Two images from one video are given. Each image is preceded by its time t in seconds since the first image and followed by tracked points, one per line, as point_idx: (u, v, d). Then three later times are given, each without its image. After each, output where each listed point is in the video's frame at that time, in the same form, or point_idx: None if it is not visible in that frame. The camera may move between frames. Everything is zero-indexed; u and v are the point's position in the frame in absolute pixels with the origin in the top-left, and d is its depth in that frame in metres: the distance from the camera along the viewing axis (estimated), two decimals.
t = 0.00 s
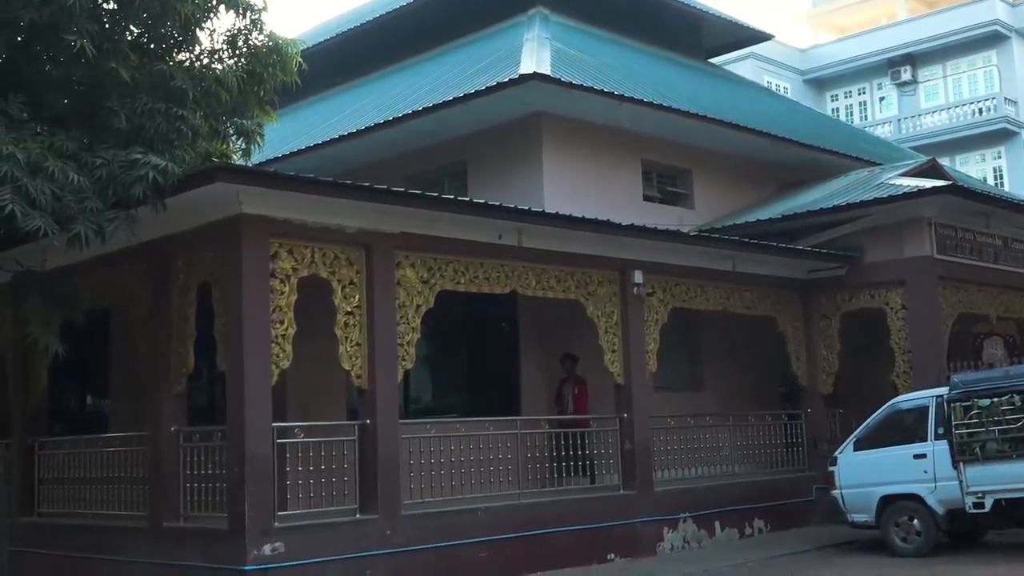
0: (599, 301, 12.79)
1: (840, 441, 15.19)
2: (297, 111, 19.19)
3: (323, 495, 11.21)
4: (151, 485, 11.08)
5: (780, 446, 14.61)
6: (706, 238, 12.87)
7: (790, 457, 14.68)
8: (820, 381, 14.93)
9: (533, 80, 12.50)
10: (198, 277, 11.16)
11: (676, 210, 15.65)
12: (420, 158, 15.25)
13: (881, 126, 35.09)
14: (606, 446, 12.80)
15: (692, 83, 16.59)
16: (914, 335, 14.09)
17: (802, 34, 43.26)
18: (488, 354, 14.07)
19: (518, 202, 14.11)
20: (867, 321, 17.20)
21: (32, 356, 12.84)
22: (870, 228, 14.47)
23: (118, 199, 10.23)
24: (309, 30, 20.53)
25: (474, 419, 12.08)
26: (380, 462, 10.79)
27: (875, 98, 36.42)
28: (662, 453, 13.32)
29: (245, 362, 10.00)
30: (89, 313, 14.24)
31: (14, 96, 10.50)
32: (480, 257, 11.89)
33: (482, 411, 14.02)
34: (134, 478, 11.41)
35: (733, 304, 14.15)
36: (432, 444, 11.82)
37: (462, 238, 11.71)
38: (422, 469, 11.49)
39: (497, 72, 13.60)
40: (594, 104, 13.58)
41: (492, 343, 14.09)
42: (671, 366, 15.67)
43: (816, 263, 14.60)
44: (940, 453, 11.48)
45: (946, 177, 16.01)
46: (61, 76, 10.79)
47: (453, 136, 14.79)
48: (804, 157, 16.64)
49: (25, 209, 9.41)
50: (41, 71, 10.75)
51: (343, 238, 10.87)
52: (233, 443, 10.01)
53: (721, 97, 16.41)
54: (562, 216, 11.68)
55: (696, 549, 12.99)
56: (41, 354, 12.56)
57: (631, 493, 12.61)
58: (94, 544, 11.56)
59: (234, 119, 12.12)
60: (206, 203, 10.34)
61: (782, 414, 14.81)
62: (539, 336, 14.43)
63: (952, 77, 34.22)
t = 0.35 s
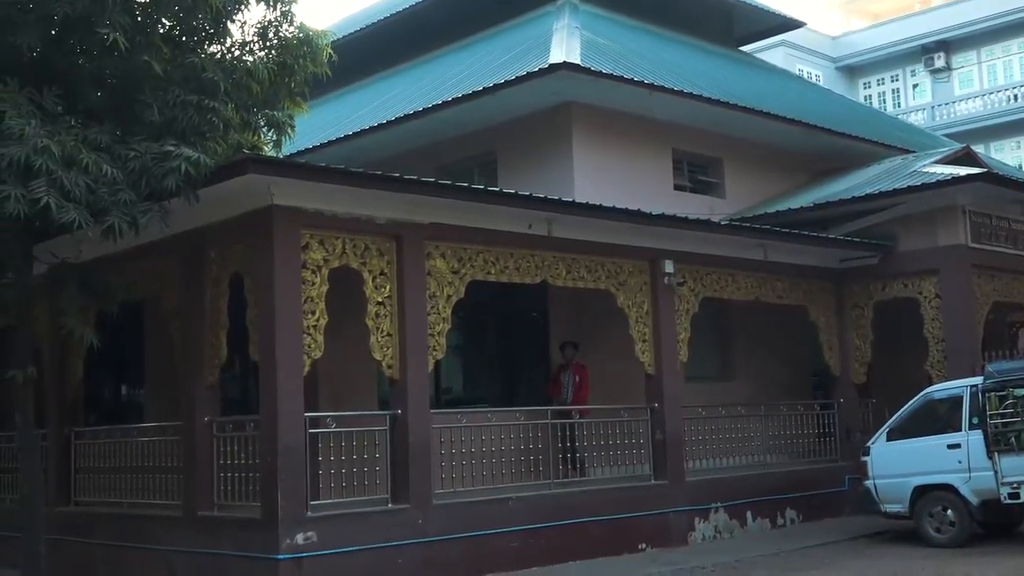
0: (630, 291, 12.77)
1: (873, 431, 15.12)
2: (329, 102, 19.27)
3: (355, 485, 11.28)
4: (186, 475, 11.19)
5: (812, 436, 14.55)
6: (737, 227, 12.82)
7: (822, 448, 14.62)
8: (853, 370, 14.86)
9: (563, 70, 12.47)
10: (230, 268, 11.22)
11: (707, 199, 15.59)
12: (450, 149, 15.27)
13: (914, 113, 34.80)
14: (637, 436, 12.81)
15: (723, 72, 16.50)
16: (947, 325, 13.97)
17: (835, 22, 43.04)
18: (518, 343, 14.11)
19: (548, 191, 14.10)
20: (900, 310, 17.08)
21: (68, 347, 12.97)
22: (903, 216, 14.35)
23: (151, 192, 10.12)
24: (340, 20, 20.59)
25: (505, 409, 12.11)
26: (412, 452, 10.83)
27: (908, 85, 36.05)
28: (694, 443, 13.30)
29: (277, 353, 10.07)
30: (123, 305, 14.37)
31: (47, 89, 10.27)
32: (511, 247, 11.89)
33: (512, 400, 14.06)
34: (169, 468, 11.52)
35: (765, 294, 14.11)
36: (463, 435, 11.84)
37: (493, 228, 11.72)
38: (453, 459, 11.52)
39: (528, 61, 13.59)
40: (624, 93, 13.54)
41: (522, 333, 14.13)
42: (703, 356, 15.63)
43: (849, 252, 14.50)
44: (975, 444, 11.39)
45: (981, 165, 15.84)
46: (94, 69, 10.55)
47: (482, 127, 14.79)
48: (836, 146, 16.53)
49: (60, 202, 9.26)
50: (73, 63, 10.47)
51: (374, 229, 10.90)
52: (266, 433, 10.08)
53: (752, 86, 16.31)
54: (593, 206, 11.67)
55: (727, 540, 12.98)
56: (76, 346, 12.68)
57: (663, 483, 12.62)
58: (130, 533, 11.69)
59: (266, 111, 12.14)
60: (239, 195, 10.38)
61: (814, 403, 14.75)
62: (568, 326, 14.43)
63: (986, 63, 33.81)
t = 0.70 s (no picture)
0: (659, 282, 12.75)
1: (906, 422, 15.03)
2: (358, 94, 19.35)
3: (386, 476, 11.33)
4: (218, 466, 11.27)
5: (843, 427, 14.48)
6: (766, 218, 12.76)
7: (853, 439, 14.55)
8: (885, 361, 14.77)
9: (591, 61, 12.44)
10: (261, 260, 11.28)
11: (737, 189, 15.54)
12: (478, 140, 15.27)
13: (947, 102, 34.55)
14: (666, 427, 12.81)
15: (752, 62, 16.42)
16: (980, 315, 13.84)
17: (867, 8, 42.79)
18: (547, 334, 14.14)
19: (576, 183, 14.08)
20: (933, 300, 16.93)
21: (101, 339, 13.10)
22: (935, 206, 14.23)
23: (181, 184, 10.11)
24: (369, 12, 20.65)
25: (534, 400, 12.12)
26: (442, 443, 10.86)
27: (939, 74, 35.67)
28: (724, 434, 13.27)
29: (308, 344, 10.12)
30: (155, 297, 14.49)
31: (79, 84, 10.30)
32: (540, 238, 11.89)
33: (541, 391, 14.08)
34: (201, 458, 11.61)
35: (795, 284, 14.06)
36: (492, 426, 11.87)
37: (522, 219, 11.72)
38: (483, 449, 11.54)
39: (556, 52, 13.58)
40: (653, 83, 13.50)
41: (551, 324, 14.14)
42: (733, 347, 15.58)
43: (880, 242, 14.41)
44: (1008, 435, 11.31)
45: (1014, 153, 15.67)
46: (125, 63, 10.63)
47: (509, 118, 14.78)
48: (867, 135, 16.41)
49: (92, 194, 9.31)
50: (105, 58, 10.59)
51: (404, 220, 10.93)
52: (297, 424, 10.14)
53: (782, 76, 16.21)
54: (622, 196, 11.64)
55: (758, 531, 12.96)
56: (109, 338, 12.79)
57: (693, 474, 12.60)
58: (163, 523, 11.80)
59: (295, 104, 12.15)
60: (269, 187, 10.42)
61: (845, 394, 14.68)
62: (597, 317, 14.42)
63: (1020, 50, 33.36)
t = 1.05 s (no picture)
0: (688, 272, 12.72)
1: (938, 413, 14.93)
2: (388, 85, 19.41)
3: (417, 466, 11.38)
4: (249, 456, 11.35)
5: (875, 418, 14.40)
6: (796, 207, 12.68)
7: (884, 429, 14.47)
8: (917, 351, 14.67)
9: (619, 50, 12.41)
10: (290, 252, 11.33)
11: (767, 179, 15.46)
12: (506, 131, 15.26)
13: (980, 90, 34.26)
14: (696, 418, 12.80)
15: (782, 50, 16.32)
16: (1013, 305, 13.70)
17: None
18: (575, 324, 14.14)
19: (604, 173, 14.05)
20: (966, 290, 16.78)
21: (134, 330, 13.21)
22: (967, 195, 14.09)
23: (212, 176, 10.15)
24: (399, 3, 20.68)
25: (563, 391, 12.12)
26: (471, 434, 10.88)
27: (972, 61, 35.53)
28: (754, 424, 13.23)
29: (337, 334, 10.16)
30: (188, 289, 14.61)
31: (111, 76, 10.34)
32: (569, 229, 11.88)
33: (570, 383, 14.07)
34: (233, 448, 11.69)
35: (826, 274, 14.00)
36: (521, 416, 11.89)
37: (551, 210, 11.72)
38: (513, 440, 11.54)
39: (585, 42, 13.55)
40: (681, 72, 13.45)
41: (580, 314, 14.15)
42: (764, 337, 15.52)
43: (912, 231, 14.30)
44: None
45: None
46: (156, 56, 10.65)
47: (538, 109, 14.77)
48: (898, 123, 16.28)
49: (124, 186, 9.37)
50: (137, 51, 10.54)
51: (433, 211, 10.95)
52: (327, 414, 10.19)
53: (812, 64, 16.11)
54: (651, 186, 11.60)
55: (788, 522, 12.92)
56: (142, 329, 12.89)
57: (723, 464, 12.57)
58: (195, 512, 11.90)
59: (324, 95, 12.16)
60: (299, 178, 10.45)
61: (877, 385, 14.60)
62: (627, 307, 14.40)
63: None
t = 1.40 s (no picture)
0: (718, 264, 12.68)
1: (971, 405, 14.83)
2: (417, 77, 19.47)
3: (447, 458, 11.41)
4: (280, 448, 11.41)
5: (907, 410, 14.31)
6: (827, 198, 12.61)
7: (916, 422, 14.38)
8: (949, 343, 14.56)
9: (648, 42, 12.37)
10: (320, 246, 11.36)
11: (796, 170, 15.38)
12: (534, 124, 15.25)
13: (1014, 79, 34.00)
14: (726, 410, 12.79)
15: (812, 41, 16.21)
16: None
17: None
18: (603, 316, 14.15)
19: (632, 165, 14.03)
20: (1000, 281, 16.63)
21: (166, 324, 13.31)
22: (1000, 185, 13.95)
23: (242, 170, 10.19)
24: None
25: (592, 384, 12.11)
26: (500, 426, 10.90)
27: (1005, 50, 35.28)
28: (785, 417, 13.21)
29: (367, 327, 10.20)
30: (218, 282, 14.71)
31: (142, 72, 10.35)
32: (597, 222, 11.86)
33: (599, 370, 14.16)
34: (264, 441, 11.76)
35: (857, 267, 13.92)
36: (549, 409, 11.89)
37: (581, 203, 11.70)
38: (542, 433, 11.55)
39: (613, 34, 13.53)
40: (710, 64, 13.39)
41: (609, 307, 14.17)
42: (794, 329, 15.46)
43: (944, 222, 14.18)
44: None
45: None
46: (186, 51, 10.66)
47: (565, 101, 14.75)
48: (929, 114, 16.14)
49: (155, 181, 9.43)
50: (166, 46, 10.53)
51: (461, 204, 10.96)
52: (356, 407, 10.23)
53: (842, 55, 15.99)
54: (681, 178, 11.57)
55: (819, 515, 12.88)
56: (173, 322, 12.98)
57: (752, 457, 12.53)
58: (227, 504, 11.99)
59: (353, 89, 12.20)
60: (329, 172, 10.47)
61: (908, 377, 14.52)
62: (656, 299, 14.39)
63: None
